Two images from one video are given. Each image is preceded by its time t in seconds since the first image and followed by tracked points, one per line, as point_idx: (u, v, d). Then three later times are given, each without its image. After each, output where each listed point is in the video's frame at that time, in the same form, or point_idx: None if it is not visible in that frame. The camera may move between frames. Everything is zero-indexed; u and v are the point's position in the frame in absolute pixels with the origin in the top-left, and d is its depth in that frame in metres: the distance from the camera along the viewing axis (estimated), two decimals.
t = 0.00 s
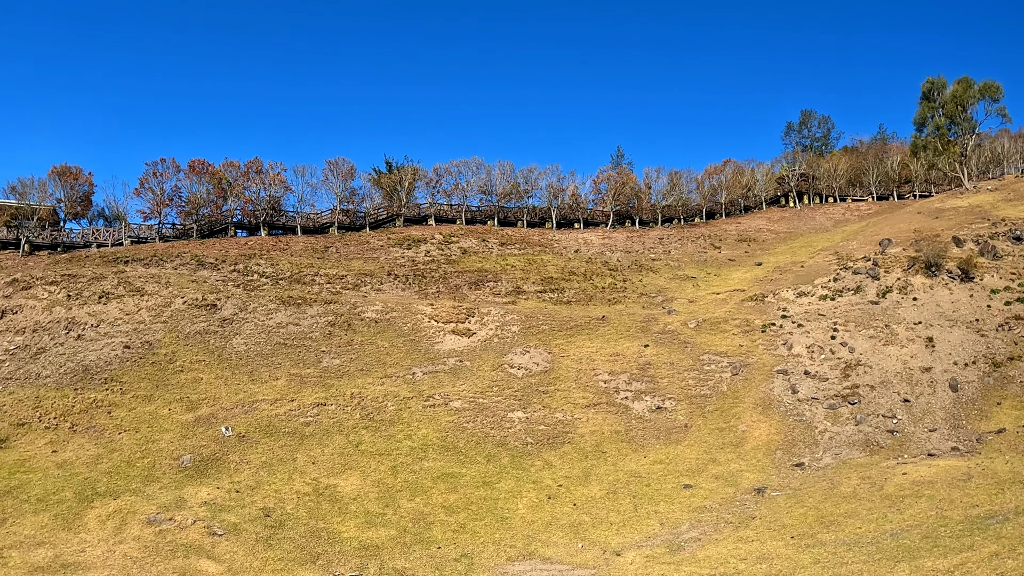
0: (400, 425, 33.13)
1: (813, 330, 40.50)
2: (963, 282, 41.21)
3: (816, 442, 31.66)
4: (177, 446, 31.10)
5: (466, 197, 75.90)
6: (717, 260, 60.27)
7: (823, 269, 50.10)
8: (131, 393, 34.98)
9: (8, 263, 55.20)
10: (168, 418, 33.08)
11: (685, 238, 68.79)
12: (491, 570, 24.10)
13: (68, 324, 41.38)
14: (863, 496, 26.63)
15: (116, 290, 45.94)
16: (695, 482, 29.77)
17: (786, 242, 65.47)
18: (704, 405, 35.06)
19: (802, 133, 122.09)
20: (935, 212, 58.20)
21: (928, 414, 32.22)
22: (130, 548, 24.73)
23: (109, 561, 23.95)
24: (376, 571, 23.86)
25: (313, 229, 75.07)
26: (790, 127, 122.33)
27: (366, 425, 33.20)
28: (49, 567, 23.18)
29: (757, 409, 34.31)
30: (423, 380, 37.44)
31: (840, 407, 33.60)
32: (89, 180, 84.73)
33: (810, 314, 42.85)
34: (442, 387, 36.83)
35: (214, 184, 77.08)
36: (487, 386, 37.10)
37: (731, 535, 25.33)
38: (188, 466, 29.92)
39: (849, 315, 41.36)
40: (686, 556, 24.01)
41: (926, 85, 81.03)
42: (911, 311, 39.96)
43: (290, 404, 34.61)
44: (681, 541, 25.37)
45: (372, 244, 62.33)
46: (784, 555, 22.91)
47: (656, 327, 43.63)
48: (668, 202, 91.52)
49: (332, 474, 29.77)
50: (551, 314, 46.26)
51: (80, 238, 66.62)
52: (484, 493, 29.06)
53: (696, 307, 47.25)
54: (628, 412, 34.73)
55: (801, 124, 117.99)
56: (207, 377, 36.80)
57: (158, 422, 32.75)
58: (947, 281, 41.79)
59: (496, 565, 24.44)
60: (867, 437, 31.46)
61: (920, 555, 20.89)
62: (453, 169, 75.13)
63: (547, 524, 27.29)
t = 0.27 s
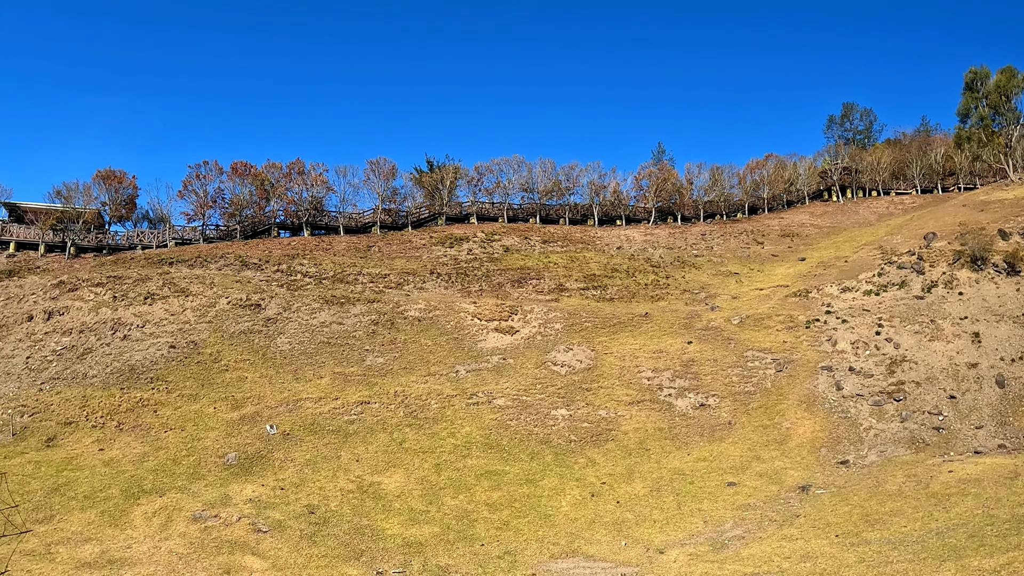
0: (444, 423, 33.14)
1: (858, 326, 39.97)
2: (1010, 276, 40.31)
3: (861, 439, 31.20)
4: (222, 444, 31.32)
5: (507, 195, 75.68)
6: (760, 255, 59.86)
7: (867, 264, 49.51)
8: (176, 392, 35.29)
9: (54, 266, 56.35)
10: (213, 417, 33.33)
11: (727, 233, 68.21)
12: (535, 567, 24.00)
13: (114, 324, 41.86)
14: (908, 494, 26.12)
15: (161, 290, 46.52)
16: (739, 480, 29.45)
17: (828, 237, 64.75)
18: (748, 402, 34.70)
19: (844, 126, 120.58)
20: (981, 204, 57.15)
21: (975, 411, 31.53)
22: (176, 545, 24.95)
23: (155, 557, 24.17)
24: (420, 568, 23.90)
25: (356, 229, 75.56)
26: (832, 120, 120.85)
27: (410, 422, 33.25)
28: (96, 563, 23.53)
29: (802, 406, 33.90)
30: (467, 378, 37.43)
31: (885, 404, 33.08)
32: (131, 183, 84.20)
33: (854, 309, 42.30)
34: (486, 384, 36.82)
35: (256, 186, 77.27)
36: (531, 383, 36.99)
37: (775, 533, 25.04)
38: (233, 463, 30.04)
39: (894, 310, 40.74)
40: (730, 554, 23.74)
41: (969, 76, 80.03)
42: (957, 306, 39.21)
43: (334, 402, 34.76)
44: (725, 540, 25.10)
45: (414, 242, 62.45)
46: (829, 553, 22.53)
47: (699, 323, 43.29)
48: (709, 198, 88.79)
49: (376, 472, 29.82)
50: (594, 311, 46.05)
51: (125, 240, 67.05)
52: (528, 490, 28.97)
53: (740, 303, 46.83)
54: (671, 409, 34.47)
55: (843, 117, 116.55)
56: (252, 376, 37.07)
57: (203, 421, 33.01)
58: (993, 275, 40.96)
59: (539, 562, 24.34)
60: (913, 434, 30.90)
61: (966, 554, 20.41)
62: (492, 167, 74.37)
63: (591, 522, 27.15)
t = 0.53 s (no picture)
0: (494, 420, 33.16)
1: (910, 322, 39.28)
2: None
3: (913, 438, 30.58)
4: (273, 441, 31.60)
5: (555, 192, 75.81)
6: (811, 251, 59.43)
7: (919, 259, 48.84)
8: (228, 390, 35.73)
9: (107, 267, 57.75)
10: (264, 415, 33.66)
11: (777, 229, 67.65)
12: (585, 565, 23.88)
13: (167, 324, 42.55)
14: (961, 493, 25.47)
15: (212, 290, 47.30)
16: (790, 478, 29.06)
17: (879, 231, 64.07)
18: (798, 399, 34.27)
19: (894, 118, 118.70)
20: None
21: None
22: (228, 541, 25.20)
23: (207, 553, 24.42)
24: (469, 565, 23.91)
25: (404, 229, 76.01)
26: (881, 112, 119.03)
27: (459, 420, 33.31)
28: (149, 557, 23.85)
29: (853, 403, 33.42)
30: (516, 376, 37.46)
31: (937, 402, 32.46)
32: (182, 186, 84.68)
33: (907, 305, 41.60)
34: (535, 381, 36.85)
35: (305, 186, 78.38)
36: (580, 381, 36.96)
37: (826, 533, 24.67)
38: (284, 461, 30.26)
39: (946, 306, 39.97)
40: (780, 553, 23.42)
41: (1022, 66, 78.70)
42: (1011, 301, 38.25)
43: (384, 400, 34.92)
44: (774, 539, 24.77)
45: (463, 240, 62.81)
46: (879, 553, 22.11)
47: (749, 320, 42.90)
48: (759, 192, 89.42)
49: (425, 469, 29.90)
50: (643, 308, 45.84)
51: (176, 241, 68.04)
52: (577, 488, 28.87)
53: (790, 299, 46.43)
54: (721, 407, 34.16)
55: (893, 108, 114.80)
56: (302, 374, 37.43)
57: (255, 418, 33.33)
58: None
59: (589, 560, 24.20)
60: (966, 433, 30.17)
61: (1021, 555, 19.91)
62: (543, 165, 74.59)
63: (640, 519, 26.92)
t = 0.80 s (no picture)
0: (550, 418, 33.21)
1: (970, 319, 38.45)
2: None
3: (973, 437, 29.69)
4: (330, 439, 31.90)
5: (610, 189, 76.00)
6: (867, 246, 58.88)
7: (980, 254, 48.03)
8: (285, 389, 36.17)
9: (166, 268, 59.31)
10: (321, 413, 34.05)
11: (832, 224, 67.33)
12: (639, 564, 23.58)
13: (225, 323, 43.39)
14: None
15: (269, 290, 48.18)
16: (847, 478, 28.58)
17: (937, 226, 63.31)
18: (856, 398, 33.79)
19: (951, 110, 116.81)
20: None
21: None
22: (284, 537, 25.42)
23: (264, 548, 24.65)
24: (523, 564, 23.74)
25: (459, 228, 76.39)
26: (937, 104, 117.20)
27: (515, 419, 33.29)
28: (207, 552, 24.14)
29: (912, 402, 32.84)
30: (572, 374, 37.49)
31: (999, 400, 31.44)
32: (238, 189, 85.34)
33: (966, 302, 40.73)
34: (590, 379, 36.83)
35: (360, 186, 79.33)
36: (636, 379, 36.84)
37: (883, 534, 24.07)
38: (341, 458, 30.51)
39: (1008, 302, 38.81)
40: (837, 554, 22.95)
41: None
42: None
43: (440, 399, 35.17)
44: (832, 539, 24.29)
45: (518, 238, 63.68)
46: (938, 556, 21.56)
47: (806, 317, 42.52)
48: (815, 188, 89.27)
49: (481, 467, 29.95)
50: (700, 305, 45.60)
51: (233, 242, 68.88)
52: (632, 486, 28.70)
53: (848, 295, 45.90)
54: (778, 406, 33.80)
55: (950, 100, 113.05)
56: (359, 372, 37.86)
57: (312, 416, 33.73)
58: None
59: (643, 559, 23.92)
60: None
61: None
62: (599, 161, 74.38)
63: (696, 519, 26.58)
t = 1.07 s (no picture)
0: (608, 416, 33.13)
1: None
2: None
3: None
4: (388, 435, 31.68)
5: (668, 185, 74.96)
6: (928, 241, 58.05)
7: None
8: (344, 386, 36.74)
9: (224, 267, 60.53)
10: (380, 410, 34.31)
11: (893, 219, 66.73)
12: (697, 563, 23.33)
13: (284, 323, 44.30)
14: None
15: (327, 289, 48.85)
16: (907, 478, 27.95)
17: (1002, 220, 62.33)
18: (917, 397, 33.20)
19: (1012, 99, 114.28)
20: None
21: None
22: (342, 532, 25.64)
23: (323, 542, 24.92)
24: (581, 561, 23.70)
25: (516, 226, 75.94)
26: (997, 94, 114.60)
27: (573, 416, 33.90)
28: (265, 547, 24.49)
29: (974, 401, 31.98)
30: (630, 372, 37.35)
31: None
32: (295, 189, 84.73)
33: None
34: (648, 377, 36.53)
35: (417, 185, 78.87)
36: (694, 376, 36.45)
37: (944, 535, 23.46)
38: (399, 455, 30.02)
39: None
40: (896, 556, 22.42)
41: None
42: None
43: (499, 396, 35.23)
44: (892, 540, 23.75)
45: (575, 236, 63.98)
46: (1000, 559, 21.01)
47: (867, 314, 41.89)
48: (875, 181, 88.10)
49: (539, 464, 29.87)
50: (759, 301, 45.33)
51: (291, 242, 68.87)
52: (690, 485, 28.43)
53: (909, 292, 45.20)
54: (839, 404, 33.19)
55: (1010, 90, 110.96)
56: (417, 369, 38.18)
57: (370, 414, 34.03)
58: None
59: (701, 558, 23.64)
60: None
61: None
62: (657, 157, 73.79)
63: (754, 518, 26.22)
